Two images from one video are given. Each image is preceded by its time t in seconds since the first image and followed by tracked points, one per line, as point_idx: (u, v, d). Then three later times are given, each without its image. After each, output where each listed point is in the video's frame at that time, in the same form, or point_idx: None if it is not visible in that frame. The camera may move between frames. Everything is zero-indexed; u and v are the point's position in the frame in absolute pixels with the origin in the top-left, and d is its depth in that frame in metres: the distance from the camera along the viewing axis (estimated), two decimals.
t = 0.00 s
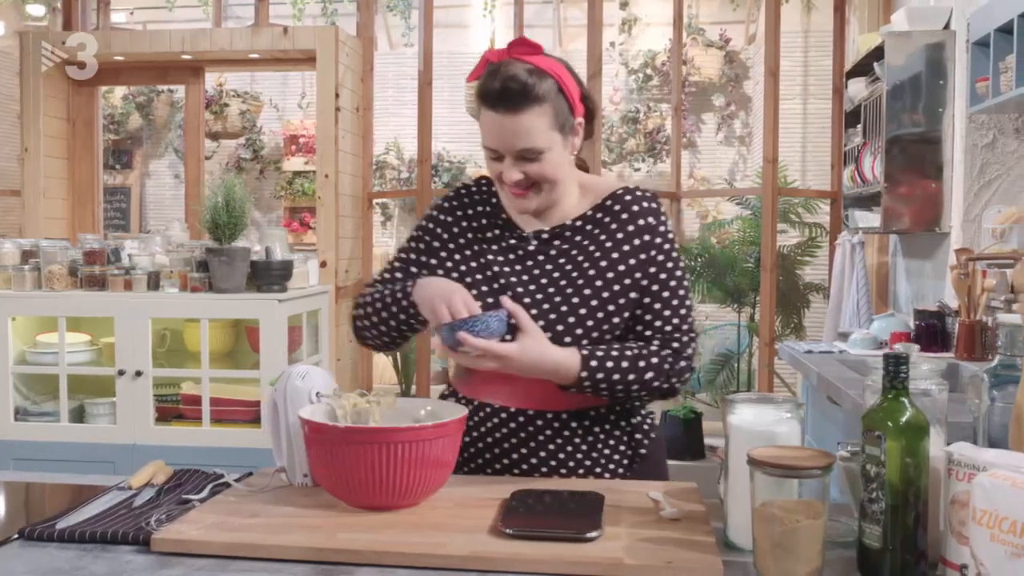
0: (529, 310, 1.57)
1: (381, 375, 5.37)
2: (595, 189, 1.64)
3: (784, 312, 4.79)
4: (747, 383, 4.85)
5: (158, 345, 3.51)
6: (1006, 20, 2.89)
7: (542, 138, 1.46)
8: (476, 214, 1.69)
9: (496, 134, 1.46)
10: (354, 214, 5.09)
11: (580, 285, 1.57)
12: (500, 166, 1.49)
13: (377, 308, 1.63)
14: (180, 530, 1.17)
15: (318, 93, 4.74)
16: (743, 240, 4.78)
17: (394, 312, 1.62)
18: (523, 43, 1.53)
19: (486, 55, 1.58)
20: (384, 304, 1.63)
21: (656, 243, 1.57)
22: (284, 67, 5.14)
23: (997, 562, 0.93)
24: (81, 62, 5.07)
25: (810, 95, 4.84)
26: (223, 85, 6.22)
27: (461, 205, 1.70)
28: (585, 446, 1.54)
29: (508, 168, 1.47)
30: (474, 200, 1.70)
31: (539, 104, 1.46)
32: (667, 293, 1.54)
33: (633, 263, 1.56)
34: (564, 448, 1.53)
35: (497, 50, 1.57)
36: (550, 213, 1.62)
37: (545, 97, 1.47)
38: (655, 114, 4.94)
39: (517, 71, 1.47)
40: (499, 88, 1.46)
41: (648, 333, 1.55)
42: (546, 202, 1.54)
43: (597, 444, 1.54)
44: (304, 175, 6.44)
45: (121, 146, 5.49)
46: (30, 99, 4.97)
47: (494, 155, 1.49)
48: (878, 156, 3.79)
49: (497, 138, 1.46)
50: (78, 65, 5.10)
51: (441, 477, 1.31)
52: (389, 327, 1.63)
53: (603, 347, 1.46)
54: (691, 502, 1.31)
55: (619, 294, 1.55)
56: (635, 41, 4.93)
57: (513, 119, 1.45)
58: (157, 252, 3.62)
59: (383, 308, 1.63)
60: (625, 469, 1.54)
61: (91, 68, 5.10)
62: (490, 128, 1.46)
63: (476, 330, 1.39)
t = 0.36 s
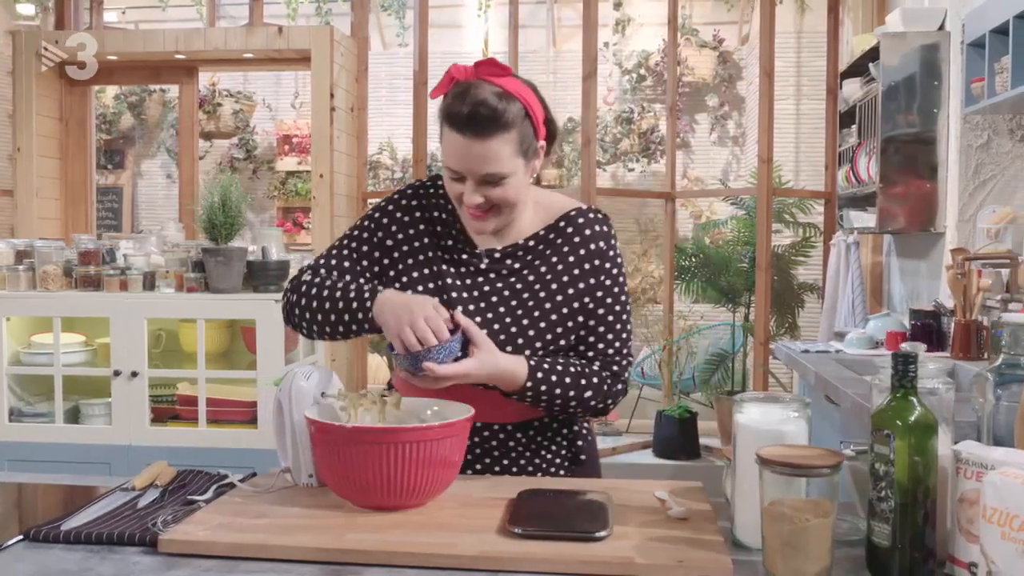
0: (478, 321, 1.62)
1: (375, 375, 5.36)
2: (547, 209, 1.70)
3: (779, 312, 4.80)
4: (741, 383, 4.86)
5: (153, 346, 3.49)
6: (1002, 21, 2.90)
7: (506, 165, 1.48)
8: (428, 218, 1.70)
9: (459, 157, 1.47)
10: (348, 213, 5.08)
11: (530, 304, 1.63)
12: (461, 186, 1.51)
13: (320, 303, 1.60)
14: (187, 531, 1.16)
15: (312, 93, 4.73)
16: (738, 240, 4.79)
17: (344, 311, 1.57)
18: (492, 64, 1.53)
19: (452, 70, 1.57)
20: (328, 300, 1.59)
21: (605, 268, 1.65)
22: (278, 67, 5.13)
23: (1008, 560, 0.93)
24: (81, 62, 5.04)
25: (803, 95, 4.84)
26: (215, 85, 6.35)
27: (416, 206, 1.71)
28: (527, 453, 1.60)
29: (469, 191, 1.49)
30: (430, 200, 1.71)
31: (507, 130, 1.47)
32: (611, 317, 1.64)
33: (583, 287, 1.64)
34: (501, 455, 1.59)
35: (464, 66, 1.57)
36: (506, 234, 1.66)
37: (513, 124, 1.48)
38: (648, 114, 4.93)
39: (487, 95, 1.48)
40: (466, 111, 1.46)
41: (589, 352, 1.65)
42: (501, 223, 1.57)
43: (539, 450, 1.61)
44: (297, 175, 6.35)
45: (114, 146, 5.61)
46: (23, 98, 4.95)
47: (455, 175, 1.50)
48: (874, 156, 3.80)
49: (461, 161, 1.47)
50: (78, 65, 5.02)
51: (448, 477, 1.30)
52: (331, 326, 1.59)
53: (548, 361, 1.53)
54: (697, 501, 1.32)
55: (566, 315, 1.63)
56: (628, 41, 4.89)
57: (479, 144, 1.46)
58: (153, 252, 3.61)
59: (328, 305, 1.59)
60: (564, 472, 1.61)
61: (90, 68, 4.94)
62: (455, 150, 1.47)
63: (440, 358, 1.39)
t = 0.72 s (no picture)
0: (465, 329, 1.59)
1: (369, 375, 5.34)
2: (532, 214, 1.69)
3: (773, 312, 4.81)
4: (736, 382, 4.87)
5: (147, 347, 3.46)
6: (997, 22, 2.91)
7: (494, 169, 1.46)
8: (411, 225, 1.66)
9: (448, 160, 1.46)
10: (342, 213, 5.07)
11: (518, 310, 1.61)
12: (449, 191, 1.49)
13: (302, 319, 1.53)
14: (195, 531, 1.16)
15: (307, 92, 4.72)
16: (732, 240, 4.81)
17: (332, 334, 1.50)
18: (482, 71, 1.52)
19: (443, 73, 1.56)
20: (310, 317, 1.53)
21: (589, 273, 1.64)
22: (272, 66, 5.11)
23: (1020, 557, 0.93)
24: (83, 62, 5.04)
25: (796, 96, 4.86)
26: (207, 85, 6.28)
27: (397, 214, 1.67)
28: (514, 454, 1.59)
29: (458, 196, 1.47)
30: (411, 208, 1.67)
31: (496, 135, 1.46)
32: (596, 320, 1.62)
33: (569, 291, 1.63)
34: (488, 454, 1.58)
35: (454, 71, 1.56)
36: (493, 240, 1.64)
37: (502, 129, 1.47)
38: (642, 115, 4.93)
39: (476, 99, 1.47)
40: (456, 116, 1.45)
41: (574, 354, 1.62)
42: (487, 229, 1.56)
43: (528, 449, 1.60)
44: (289, 175, 6.38)
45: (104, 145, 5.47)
46: (15, 98, 4.93)
47: (443, 179, 1.48)
48: (869, 156, 3.82)
49: (449, 164, 1.46)
50: (79, 64, 5.04)
51: (455, 477, 1.30)
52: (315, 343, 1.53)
53: (537, 361, 1.50)
54: (704, 499, 1.32)
55: (553, 320, 1.62)
56: (622, 41, 4.86)
57: (468, 148, 1.45)
58: (147, 252, 3.59)
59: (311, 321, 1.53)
60: (550, 471, 1.61)
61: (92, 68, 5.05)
62: (444, 153, 1.46)
63: (437, 351, 1.34)
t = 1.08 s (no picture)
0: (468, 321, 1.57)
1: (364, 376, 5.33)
2: (531, 208, 1.67)
3: (768, 312, 4.81)
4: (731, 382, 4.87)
5: (143, 347, 3.45)
6: (993, 23, 2.93)
7: (500, 148, 1.45)
8: (417, 216, 1.64)
9: (454, 138, 1.44)
10: (337, 213, 5.06)
11: (520, 301, 1.59)
12: (452, 171, 1.47)
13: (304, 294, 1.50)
14: (202, 532, 1.15)
15: (302, 93, 4.71)
16: (727, 240, 4.81)
17: (335, 310, 1.45)
18: (487, 55, 1.53)
19: (448, 61, 1.57)
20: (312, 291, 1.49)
21: (590, 263, 1.63)
22: (266, 66, 5.09)
23: None
24: (83, 62, 5.03)
25: (790, 96, 4.86)
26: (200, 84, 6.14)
27: (403, 204, 1.65)
28: (514, 449, 1.57)
29: (463, 174, 1.45)
30: (416, 201, 1.65)
31: (502, 115, 1.46)
32: (597, 311, 1.61)
33: (570, 282, 1.61)
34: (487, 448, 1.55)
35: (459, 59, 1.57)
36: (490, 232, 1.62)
37: (507, 109, 1.47)
38: (636, 115, 4.93)
39: (484, 80, 1.48)
40: (462, 94, 1.46)
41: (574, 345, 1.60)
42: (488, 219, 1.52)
43: (527, 446, 1.57)
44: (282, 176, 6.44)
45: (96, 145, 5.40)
46: (7, 97, 4.90)
47: (447, 159, 1.46)
48: (864, 156, 3.83)
49: (454, 142, 1.44)
50: (79, 65, 5.05)
51: (463, 477, 1.29)
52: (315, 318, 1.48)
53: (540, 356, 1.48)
54: (712, 498, 1.32)
55: (555, 312, 1.60)
56: (616, 42, 4.88)
57: (474, 124, 1.44)
58: (142, 252, 3.57)
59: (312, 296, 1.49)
60: (551, 468, 1.59)
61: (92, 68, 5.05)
62: (450, 130, 1.45)
63: (442, 352, 1.33)
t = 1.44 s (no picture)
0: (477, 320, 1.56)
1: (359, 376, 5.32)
2: (539, 204, 1.66)
3: (764, 311, 4.82)
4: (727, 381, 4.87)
5: (139, 347, 3.43)
6: (990, 22, 2.94)
7: (518, 109, 1.50)
8: (424, 218, 1.64)
9: (474, 99, 1.49)
10: (333, 214, 5.06)
11: (530, 298, 1.58)
12: (472, 132, 1.49)
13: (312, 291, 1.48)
14: (210, 533, 1.14)
15: (297, 93, 4.69)
16: (722, 240, 4.80)
17: (341, 304, 1.44)
18: (495, 38, 1.60)
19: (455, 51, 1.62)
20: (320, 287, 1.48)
21: (599, 260, 1.62)
22: (261, 65, 5.07)
23: None
24: (82, 62, 5.05)
25: (784, 96, 4.88)
26: (193, 83, 6.23)
27: (409, 205, 1.65)
28: (523, 449, 1.56)
29: (487, 130, 1.47)
30: (422, 202, 1.66)
31: (517, 82, 1.52)
32: (606, 307, 1.60)
33: (580, 280, 1.61)
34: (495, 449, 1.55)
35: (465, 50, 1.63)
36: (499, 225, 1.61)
37: (520, 77, 1.53)
38: (631, 115, 4.94)
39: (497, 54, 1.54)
40: (476, 63, 1.51)
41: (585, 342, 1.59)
42: (509, 184, 1.53)
43: (536, 444, 1.57)
44: (278, 175, 6.28)
45: (89, 145, 5.36)
46: None
47: (466, 121, 1.49)
48: (861, 156, 3.83)
49: (475, 102, 1.48)
50: (79, 65, 5.08)
51: (471, 477, 1.29)
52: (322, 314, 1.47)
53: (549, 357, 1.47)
54: (720, 497, 1.32)
55: (563, 309, 1.60)
56: (610, 42, 4.88)
57: (492, 87, 1.49)
58: (138, 251, 3.55)
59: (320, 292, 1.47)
60: (560, 468, 1.58)
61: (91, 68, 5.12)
62: (469, 94, 1.49)
63: (452, 367, 1.31)
